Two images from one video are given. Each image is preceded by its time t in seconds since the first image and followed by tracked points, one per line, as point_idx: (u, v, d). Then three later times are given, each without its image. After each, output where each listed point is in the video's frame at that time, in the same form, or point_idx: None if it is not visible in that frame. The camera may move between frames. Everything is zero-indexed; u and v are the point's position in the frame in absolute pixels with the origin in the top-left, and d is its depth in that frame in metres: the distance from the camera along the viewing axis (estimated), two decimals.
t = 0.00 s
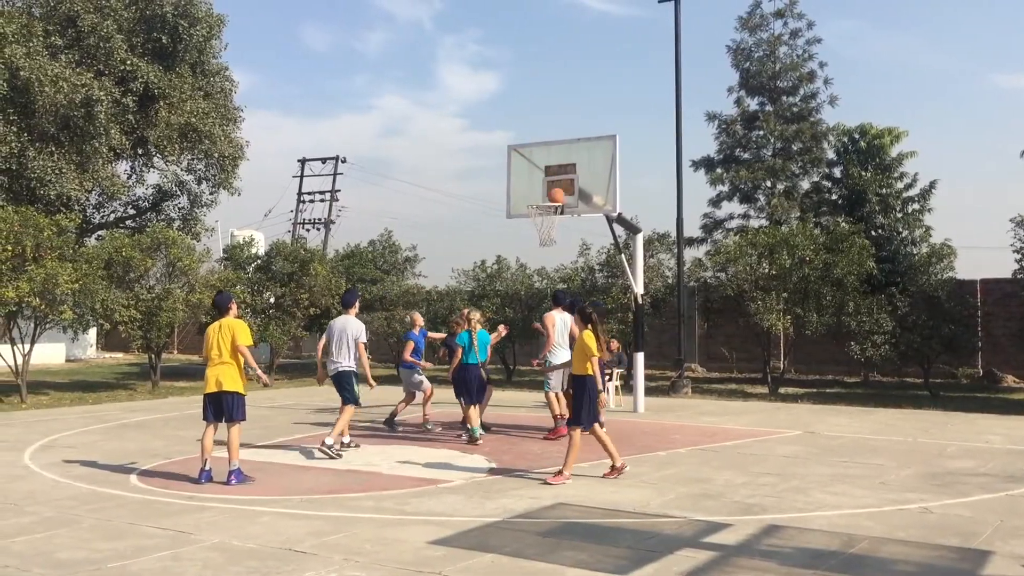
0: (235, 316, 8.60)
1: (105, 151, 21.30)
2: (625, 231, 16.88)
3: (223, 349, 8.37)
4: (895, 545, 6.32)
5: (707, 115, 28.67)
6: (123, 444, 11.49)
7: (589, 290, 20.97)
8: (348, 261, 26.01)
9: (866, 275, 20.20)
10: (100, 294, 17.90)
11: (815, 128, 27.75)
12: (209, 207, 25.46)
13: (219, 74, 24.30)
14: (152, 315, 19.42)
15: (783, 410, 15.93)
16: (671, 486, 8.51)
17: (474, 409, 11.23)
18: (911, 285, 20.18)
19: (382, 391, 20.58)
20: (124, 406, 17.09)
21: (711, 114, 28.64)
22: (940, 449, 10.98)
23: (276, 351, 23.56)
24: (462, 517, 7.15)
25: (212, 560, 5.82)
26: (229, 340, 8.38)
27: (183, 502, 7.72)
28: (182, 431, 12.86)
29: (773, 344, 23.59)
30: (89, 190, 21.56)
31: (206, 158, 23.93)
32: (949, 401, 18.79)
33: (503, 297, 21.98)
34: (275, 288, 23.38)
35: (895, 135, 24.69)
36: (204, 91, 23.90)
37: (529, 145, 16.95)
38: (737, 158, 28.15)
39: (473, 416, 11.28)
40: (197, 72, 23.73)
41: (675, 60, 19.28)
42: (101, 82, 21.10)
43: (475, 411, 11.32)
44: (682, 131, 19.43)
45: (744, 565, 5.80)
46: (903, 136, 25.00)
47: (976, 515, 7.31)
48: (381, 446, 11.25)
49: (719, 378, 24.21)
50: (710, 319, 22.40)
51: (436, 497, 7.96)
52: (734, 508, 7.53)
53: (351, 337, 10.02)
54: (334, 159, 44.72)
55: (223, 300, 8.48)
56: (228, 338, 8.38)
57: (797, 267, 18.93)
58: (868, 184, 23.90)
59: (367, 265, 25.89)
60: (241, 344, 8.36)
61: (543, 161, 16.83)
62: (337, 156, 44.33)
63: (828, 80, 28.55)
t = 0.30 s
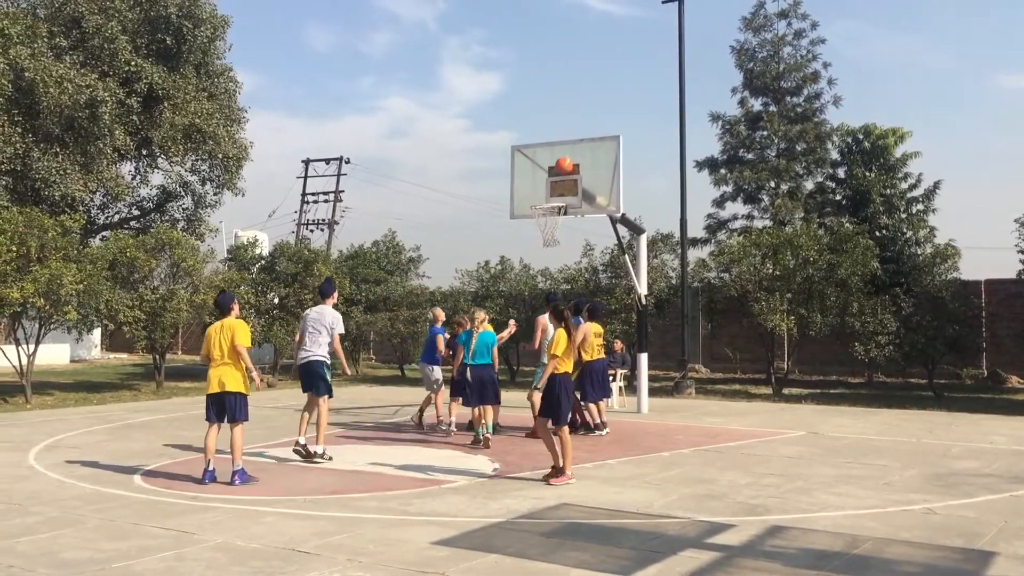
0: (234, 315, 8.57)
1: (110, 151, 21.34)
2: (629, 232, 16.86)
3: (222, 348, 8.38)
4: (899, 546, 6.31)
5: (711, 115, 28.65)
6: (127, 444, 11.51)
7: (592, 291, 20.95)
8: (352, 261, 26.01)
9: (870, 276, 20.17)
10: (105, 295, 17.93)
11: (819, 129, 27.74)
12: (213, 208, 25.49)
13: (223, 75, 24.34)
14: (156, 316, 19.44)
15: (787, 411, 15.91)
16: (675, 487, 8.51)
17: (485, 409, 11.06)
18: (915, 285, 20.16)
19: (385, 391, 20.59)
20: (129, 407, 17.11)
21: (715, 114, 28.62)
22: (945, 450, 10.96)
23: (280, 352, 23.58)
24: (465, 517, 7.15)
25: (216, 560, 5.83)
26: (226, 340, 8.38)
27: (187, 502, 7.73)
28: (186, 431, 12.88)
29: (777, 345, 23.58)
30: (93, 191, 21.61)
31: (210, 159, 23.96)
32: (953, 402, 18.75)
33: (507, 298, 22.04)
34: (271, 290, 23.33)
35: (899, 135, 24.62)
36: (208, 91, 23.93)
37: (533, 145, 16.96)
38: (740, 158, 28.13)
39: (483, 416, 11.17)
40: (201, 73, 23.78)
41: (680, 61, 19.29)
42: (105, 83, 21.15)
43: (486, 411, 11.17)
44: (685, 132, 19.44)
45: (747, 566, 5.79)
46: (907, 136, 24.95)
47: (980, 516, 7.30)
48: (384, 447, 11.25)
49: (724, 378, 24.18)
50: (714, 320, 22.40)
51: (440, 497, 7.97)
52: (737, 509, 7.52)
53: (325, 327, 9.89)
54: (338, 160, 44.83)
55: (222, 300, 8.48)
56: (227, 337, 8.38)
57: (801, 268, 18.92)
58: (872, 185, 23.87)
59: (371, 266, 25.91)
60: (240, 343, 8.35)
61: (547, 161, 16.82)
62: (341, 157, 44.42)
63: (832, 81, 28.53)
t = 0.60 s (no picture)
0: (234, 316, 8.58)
1: (113, 152, 21.39)
2: (631, 232, 16.84)
3: (224, 351, 8.37)
4: (903, 547, 6.30)
5: (714, 116, 28.63)
6: (130, 445, 11.52)
7: (595, 292, 20.92)
8: (355, 262, 26.02)
9: (873, 277, 20.13)
10: (108, 296, 17.93)
11: (822, 129, 27.71)
12: (216, 208, 25.52)
13: (226, 75, 24.38)
14: (159, 317, 19.44)
15: (790, 412, 15.88)
16: (677, 488, 8.50)
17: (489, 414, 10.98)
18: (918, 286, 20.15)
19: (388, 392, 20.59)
20: (131, 407, 17.11)
21: (718, 115, 28.59)
22: (948, 451, 10.94)
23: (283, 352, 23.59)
24: (468, 518, 7.15)
25: (218, 561, 5.83)
26: (228, 344, 8.37)
27: (189, 503, 7.73)
28: (188, 433, 12.87)
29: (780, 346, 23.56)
30: (96, 192, 21.64)
31: (212, 160, 23.98)
32: (957, 402, 18.71)
33: (510, 298, 22.11)
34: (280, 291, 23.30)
35: (902, 136, 24.58)
36: (211, 92, 23.95)
37: (536, 146, 16.96)
38: (743, 159, 28.11)
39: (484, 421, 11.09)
40: (203, 74, 23.82)
41: (683, 61, 19.27)
42: (108, 83, 21.19)
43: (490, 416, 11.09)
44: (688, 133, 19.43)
45: (749, 567, 5.79)
46: (910, 137, 24.91)
47: (984, 517, 7.29)
48: (387, 448, 11.26)
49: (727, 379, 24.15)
50: (716, 321, 22.40)
51: (442, 498, 7.97)
52: (740, 510, 7.51)
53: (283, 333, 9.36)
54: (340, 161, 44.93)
55: (224, 301, 8.49)
56: (228, 340, 8.38)
57: (804, 268, 18.89)
58: (875, 185, 23.85)
59: (373, 266, 25.91)
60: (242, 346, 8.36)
61: (549, 162, 16.80)
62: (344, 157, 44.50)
63: (835, 81, 28.51)
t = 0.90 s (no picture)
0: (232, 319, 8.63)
1: (115, 152, 21.42)
2: (633, 232, 16.82)
3: (227, 352, 8.38)
4: (905, 548, 6.28)
5: (716, 117, 28.63)
6: (131, 445, 11.53)
7: (596, 293, 20.91)
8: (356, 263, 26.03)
9: (875, 277, 20.09)
10: (110, 296, 17.93)
11: (824, 129, 27.69)
12: (217, 209, 25.54)
13: (229, 76, 24.42)
14: (161, 317, 19.44)
15: (791, 412, 15.86)
16: (679, 488, 8.50)
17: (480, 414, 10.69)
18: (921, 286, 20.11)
19: (390, 392, 20.58)
20: (133, 407, 17.12)
21: (720, 115, 28.57)
22: (950, 452, 10.92)
23: (284, 352, 23.61)
24: (469, 519, 7.14)
25: (219, 561, 5.83)
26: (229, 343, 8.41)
27: (191, 503, 7.73)
28: (189, 433, 12.87)
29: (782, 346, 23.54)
30: (98, 193, 21.66)
31: (215, 161, 23.99)
32: (959, 403, 18.72)
33: (512, 298, 22.15)
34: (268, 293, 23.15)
35: (904, 136, 24.58)
36: (213, 93, 23.98)
37: (537, 145, 16.95)
38: (745, 159, 28.09)
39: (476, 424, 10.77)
40: (205, 75, 23.86)
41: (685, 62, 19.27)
42: (111, 84, 21.23)
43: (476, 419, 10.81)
44: (690, 133, 19.42)
45: (751, 568, 5.78)
46: (913, 137, 24.88)
47: (986, 517, 7.26)
48: (388, 448, 11.26)
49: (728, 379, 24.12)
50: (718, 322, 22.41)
51: (444, 499, 7.96)
52: (741, 510, 7.50)
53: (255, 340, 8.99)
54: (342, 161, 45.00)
55: (224, 302, 8.49)
56: (230, 340, 8.41)
57: (806, 268, 18.89)
58: (878, 186, 23.86)
59: (375, 267, 25.90)
60: (244, 346, 8.45)
61: (551, 162, 16.79)
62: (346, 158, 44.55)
63: (837, 81, 28.48)
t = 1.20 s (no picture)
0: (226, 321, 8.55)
1: (116, 154, 21.44)
2: (634, 234, 16.82)
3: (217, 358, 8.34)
4: (907, 549, 6.27)
5: (717, 118, 28.64)
6: (132, 446, 11.53)
7: (598, 294, 20.92)
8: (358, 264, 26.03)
9: (878, 278, 20.06)
10: (111, 297, 17.91)
11: (825, 130, 27.68)
12: (219, 210, 25.56)
13: (230, 77, 24.43)
14: (162, 319, 19.43)
15: (793, 413, 15.85)
16: (681, 490, 8.49)
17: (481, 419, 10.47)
18: (923, 288, 20.07)
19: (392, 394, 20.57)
20: (134, 409, 17.12)
21: (722, 116, 28.57)
22: (953, 453, 10.89)
23: (285, 354, 23.62)
24: (470, 519, 7.14)
25: (221, 563, 5.83)
26: (219, 347, 8.33)
27: (192, 505, 7.73)
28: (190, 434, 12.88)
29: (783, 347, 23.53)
30: (100, 194, 21.66)
31: (216, 162, 23.99)
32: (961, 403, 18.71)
33: (513, 299, 22.17)
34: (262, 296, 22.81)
35: (906, 137, 24.51)
36: (214, 94, 24.00)
37: (539, 147, 16.95)
38: (747, 160, 28.09)
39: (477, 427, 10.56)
40: (207, 76, 23.88)
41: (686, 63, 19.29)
42: (112, 85, 21.22)
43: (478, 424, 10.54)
44: (691, 134, 19.44)
45: (752, 569, 5.77)
46: (915, 138, 24.86)
47: (988, 519, 7.25)
48: (389, 449, 11.26)
49: (730, 380, 24.11)
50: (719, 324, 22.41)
51: (445, 500, 7.96)
52: (743, 512, 7.49)
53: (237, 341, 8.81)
54: (344, 162, 45.05)
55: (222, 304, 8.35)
56: (218, 345, 8.33)
57: (808, 269, 18.91)
58: (879, 187, 23.87)
59: (376, 268, 25.87)
60: (235, 352, 8.39)
61: (552, 163, 16.80)
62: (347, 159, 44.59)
63: (839, 82, 28.46)
